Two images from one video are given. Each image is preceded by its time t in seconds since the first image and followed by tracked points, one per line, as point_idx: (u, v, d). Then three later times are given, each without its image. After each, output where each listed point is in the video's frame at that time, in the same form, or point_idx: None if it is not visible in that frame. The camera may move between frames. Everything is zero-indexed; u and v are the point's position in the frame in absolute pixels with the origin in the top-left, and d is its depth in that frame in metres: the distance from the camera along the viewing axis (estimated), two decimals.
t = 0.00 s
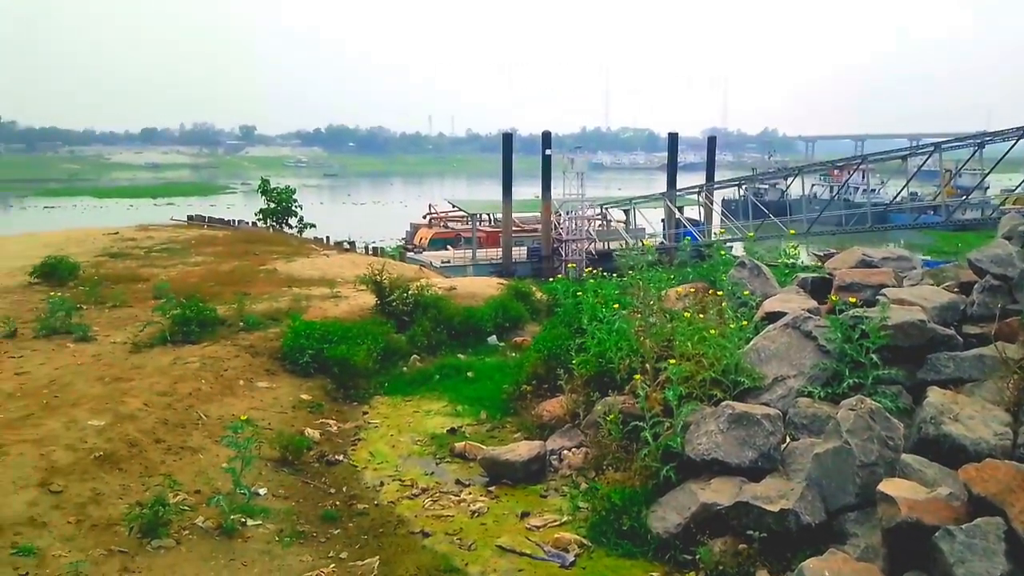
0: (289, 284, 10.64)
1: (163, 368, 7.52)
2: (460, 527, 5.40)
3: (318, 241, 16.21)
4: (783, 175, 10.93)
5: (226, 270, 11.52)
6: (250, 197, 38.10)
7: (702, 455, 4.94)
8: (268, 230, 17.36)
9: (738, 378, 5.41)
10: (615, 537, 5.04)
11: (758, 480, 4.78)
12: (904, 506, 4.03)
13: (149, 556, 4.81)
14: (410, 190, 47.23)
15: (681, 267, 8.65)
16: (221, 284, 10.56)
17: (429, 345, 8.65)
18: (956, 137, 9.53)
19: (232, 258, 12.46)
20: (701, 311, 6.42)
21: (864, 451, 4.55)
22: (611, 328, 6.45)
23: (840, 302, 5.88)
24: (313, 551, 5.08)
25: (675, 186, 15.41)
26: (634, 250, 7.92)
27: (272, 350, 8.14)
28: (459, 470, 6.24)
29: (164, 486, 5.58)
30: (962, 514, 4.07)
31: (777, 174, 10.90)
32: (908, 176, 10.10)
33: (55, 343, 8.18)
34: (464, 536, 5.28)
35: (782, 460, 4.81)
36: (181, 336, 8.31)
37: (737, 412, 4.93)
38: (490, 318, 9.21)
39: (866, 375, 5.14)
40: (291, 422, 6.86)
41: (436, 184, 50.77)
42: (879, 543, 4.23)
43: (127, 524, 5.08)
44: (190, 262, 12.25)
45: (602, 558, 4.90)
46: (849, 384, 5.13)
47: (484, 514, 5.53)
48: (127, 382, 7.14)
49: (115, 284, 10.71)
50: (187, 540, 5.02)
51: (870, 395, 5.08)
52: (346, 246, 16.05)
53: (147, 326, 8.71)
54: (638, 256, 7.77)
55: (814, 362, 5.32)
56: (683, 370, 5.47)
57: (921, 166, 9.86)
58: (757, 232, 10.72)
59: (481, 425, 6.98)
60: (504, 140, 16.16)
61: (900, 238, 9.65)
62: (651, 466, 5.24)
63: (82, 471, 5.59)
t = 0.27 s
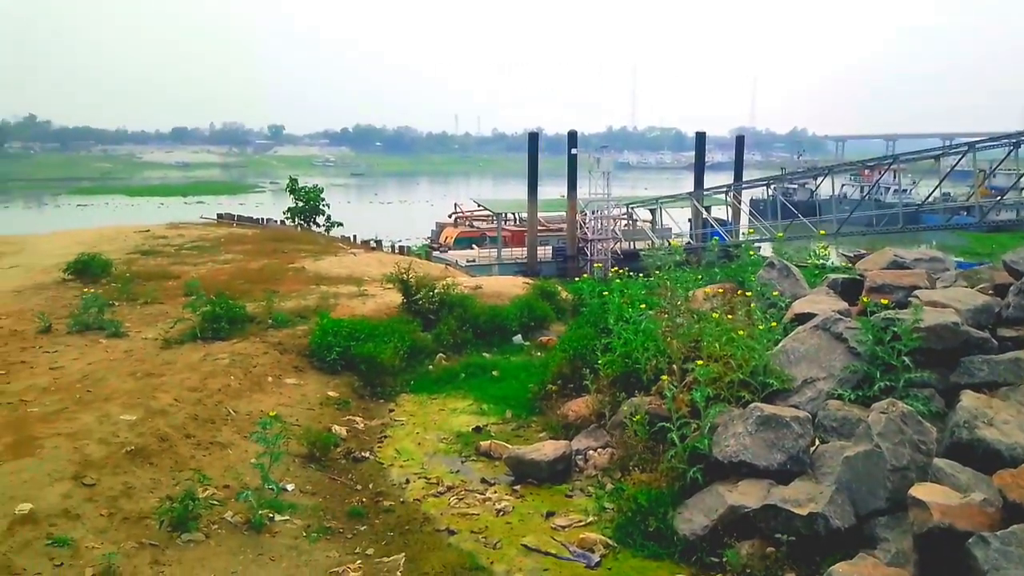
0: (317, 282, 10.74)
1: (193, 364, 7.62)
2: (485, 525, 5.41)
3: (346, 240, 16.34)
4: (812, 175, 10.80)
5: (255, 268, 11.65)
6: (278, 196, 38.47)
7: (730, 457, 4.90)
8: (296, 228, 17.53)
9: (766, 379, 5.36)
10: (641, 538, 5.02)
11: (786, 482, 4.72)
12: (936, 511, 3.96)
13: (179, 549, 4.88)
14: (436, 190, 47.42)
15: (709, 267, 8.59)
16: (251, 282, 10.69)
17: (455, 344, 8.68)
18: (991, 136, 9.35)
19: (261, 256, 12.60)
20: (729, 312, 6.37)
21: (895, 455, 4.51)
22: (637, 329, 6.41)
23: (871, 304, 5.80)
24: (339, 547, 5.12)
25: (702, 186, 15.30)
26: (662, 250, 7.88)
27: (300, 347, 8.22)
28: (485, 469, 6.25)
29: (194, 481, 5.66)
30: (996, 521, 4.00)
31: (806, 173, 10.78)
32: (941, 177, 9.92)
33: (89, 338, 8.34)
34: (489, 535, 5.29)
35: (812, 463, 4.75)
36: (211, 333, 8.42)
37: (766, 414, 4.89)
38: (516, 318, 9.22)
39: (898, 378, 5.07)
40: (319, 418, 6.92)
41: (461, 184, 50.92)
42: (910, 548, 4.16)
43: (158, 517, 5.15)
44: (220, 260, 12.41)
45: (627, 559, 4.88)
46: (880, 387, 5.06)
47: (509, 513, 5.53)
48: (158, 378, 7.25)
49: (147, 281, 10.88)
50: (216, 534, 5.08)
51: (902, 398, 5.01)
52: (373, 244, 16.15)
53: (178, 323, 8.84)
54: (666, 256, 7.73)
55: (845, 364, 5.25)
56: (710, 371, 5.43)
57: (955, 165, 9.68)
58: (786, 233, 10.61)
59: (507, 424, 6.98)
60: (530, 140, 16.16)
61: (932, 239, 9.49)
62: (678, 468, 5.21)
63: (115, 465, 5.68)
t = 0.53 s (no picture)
0: (344, 280, 10.82)
1: (223, 360, 7.72)
2: (511, 524, 5.41)
3: (372, 238, 16.44)
4: (842, 175, 10.66)
5: (283, 266, 11.76)
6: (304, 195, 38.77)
7: (758, 458, 4.86)
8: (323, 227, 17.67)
9: (795, 381, 5.30)
10: (667, 539, 4.99)
11: (815, 485, 4.68)
12: (970, 516, 3.91)
13: (209, 543, 4.95)
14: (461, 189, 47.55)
15: (736, 267, 8.52)
16: (278, 279, 10.80)
17: (480, 343, 8.70)
18: None
19: (288, 255, 12.72)
20: (757, 313, 6.32)
21: (927, 459, 4.43)
22: (664, 329, 6.35)
23: (903, 305, 5.71)
24: (366, 543, 5.16)
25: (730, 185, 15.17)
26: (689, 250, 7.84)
27: (327, 345, 8.29)
28: (510, 467, 6.26)
29: (223, 476, 5.73)
30: None
31: (835, 173, 10.64)
32: (974, 176, 9.75)
33: (121, 334, 8.47)
34: (515, 534, 5.30)
35: (841, 466, 4.69)
36: (240, 330, 8.52)
37: (795, 416, 4.84)
38: (541, 317, 9.22)
39: (930, 381, 5.00)
40: (346, 415, 6.98)
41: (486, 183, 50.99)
42: (942, 553, 4.10)
43: (188, 511, 5.23)
44: (248, 257, 12.54)
45: (653, 560, 4.86)
46: (912, 390, 4.99)
47: (535, 512, 5.54)
48: (189, 374, 7.35)
49: (177, 278, 11.04)
50: (245, 529, 5.15)
51: (934, 401, 4.94)
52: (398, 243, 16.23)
53: (207, 319, 8.96)
54: (693, 256, 7.68)
55: (875, 366, 5.19)
56: (738, 372, 5.39)
57: (989, 165, 9.50)
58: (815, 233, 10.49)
59: (532, 423, 6.98)
60: (556, 139, 16.13)
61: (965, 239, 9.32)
62: (704, 469, 5.18)
63: (146, 459, 5.77)
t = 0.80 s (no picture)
0: (371, 279, 10.89)
1: (252, 358, 7.81)
2: (537, 523, 5.42)
3: (398, 237, 16.53)
4: (871, 173, 10.53)
5: (310, 265, 11.87)
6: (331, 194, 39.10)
7: (787, 460, 4.82)
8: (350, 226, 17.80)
9: (825, 382, 5.24)
10: (694, 539, 4.96)
11: (845, 487, 4.63)
12: (1004, 520, 3.83)
13: (238, 538, 5.01)
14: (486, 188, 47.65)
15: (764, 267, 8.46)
16: (306, 278, 10.91)
17: (505, 342, 8.72)
18: None
19: (316, 253, 12.84)
20: (786, 313, 6.26)
21: (960, 461, 4.36)
22: (691, 329, 6.35)
23: (935, 305, 5.63)
24: (394, 540, 5.20)
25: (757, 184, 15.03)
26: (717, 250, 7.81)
27: (354, 343, 8.36)
28: (536, 466, 6.27)
29: (253, 471, 5.81)
30: None
31: (864, 172, 10.51)
32: (1009, 174, 9.56)
33: (153, 332, 8.61)
34: (541, 532, 5.30)
35: (871, 468, 4.63)
36: (269, 327, 8.62)
37: (824, 417, 4.78)
38: (567, 316, 9.22)
39: (963, 383, 4.91)
40: (373, 413, 7.03)
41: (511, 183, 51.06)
42: (976, 558, 4.05)
43: (218, 507, 5.31)
44: (277, 256, 12.68)
45: (680, 561, 4.84)
46: (944, 391, 4.91)
47: (561, 511, 5.54)
48: (218, 371, 7.45)
49: (207, 276, 11.19)
50: (273, 524, 5.21)
51: (968, 403, 4.86)
52: (424, 243, 16.30)
53: (236, 317, 9.08)
54: (720, 256, 7.63)
55: (907, 367, 5.12)
56: (767, 372, 5.35)
57: None
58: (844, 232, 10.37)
59: (557, 422, 6.98)
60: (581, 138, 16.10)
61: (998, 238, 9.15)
62: (732, 470, 5.14)
63: (177, 454, 5.86)
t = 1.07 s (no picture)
0: (395, 279, 10.95)
1: (278, 357, 7.90)
2: (560, 525, 5.43)
3: (423, 238, 16.60)
4: (900, 175, 10.39)
5: (336, 265, 11.97)
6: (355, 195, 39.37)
7: (814, 464, 4.78)
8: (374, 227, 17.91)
9: (853, 387, 5.20)
10: (719, 544, 4.94)
11: (873, 493, 4.58)
12: None
13: (264, 535, 5.07)
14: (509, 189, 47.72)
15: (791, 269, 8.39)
16: (332, 278, 11.00)
17: (529, 343, 8.73)
18: None
19: (341, 254, 12.94)
20: (813, 316, 6.21)
21: (992, 469, 4.30)
22: (717, 331, 6.32)
23: (966, 309, 5.55)
24: (417, 539, 5.23)
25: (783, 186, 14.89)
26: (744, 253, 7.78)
27: (379, 343, 8.41)
28: (559, 468, 6.27)
29: (279, 469, 5.87)
30: None
31: (893, 173, 10.38)
32: None
33: (181, 330, 8.74)
34: (564, 534, 5.30)
35: (900, 474, 4.58)
36: (295, 327, 8.70)
37: (852, 422, 4.72)
38: (590, 318, 9.21)
39: (995, 388, 4.83)
40: (397, 412, 7.07)
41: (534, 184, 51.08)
42: (1007, 567, 3.99)
43: (245, 504, 5.37)
44: (302, 256, 12.80)
45: (704, 565, 4.82)
46: (975, 397, 4.83)
47: (584, 513, 5.53)
48: (245, 369, 7.54)
49: (234, 276, 11.32)
50: (299, 522, 5.26)
51: (999, 409, 4.77)
52: (447, 243, 16.36)
53: (263, 316, 9.18)
54: (746, 258, 7.57)
55: (936, 372, 5.05)
56: (794, 376, 5.30)
57: None
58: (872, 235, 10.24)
59: (581, 424, 6.98)
60: (605, 139, 16.06)
61: None
62: (758, 474, 5.10)
63: (205, 451, 5.94)
